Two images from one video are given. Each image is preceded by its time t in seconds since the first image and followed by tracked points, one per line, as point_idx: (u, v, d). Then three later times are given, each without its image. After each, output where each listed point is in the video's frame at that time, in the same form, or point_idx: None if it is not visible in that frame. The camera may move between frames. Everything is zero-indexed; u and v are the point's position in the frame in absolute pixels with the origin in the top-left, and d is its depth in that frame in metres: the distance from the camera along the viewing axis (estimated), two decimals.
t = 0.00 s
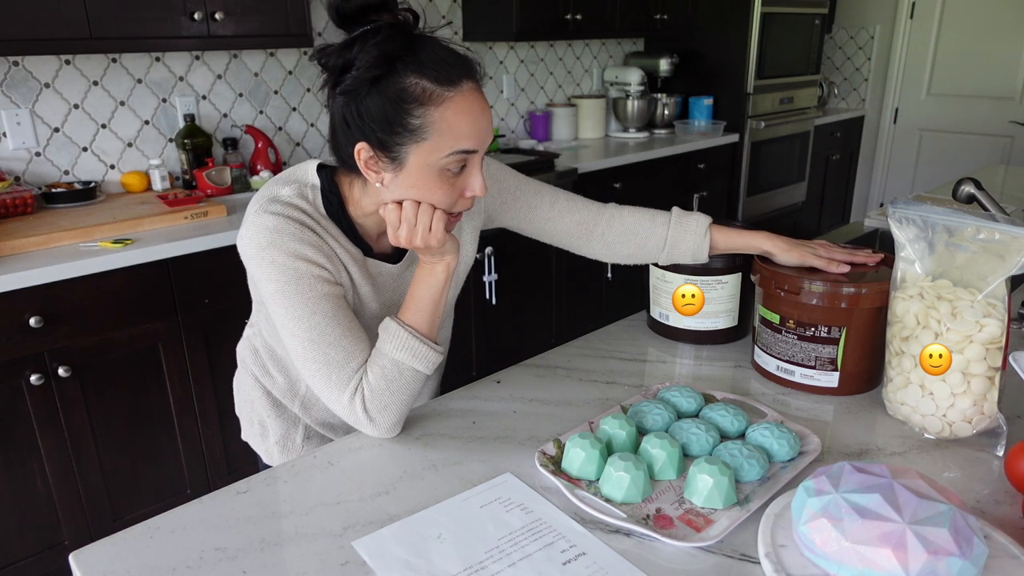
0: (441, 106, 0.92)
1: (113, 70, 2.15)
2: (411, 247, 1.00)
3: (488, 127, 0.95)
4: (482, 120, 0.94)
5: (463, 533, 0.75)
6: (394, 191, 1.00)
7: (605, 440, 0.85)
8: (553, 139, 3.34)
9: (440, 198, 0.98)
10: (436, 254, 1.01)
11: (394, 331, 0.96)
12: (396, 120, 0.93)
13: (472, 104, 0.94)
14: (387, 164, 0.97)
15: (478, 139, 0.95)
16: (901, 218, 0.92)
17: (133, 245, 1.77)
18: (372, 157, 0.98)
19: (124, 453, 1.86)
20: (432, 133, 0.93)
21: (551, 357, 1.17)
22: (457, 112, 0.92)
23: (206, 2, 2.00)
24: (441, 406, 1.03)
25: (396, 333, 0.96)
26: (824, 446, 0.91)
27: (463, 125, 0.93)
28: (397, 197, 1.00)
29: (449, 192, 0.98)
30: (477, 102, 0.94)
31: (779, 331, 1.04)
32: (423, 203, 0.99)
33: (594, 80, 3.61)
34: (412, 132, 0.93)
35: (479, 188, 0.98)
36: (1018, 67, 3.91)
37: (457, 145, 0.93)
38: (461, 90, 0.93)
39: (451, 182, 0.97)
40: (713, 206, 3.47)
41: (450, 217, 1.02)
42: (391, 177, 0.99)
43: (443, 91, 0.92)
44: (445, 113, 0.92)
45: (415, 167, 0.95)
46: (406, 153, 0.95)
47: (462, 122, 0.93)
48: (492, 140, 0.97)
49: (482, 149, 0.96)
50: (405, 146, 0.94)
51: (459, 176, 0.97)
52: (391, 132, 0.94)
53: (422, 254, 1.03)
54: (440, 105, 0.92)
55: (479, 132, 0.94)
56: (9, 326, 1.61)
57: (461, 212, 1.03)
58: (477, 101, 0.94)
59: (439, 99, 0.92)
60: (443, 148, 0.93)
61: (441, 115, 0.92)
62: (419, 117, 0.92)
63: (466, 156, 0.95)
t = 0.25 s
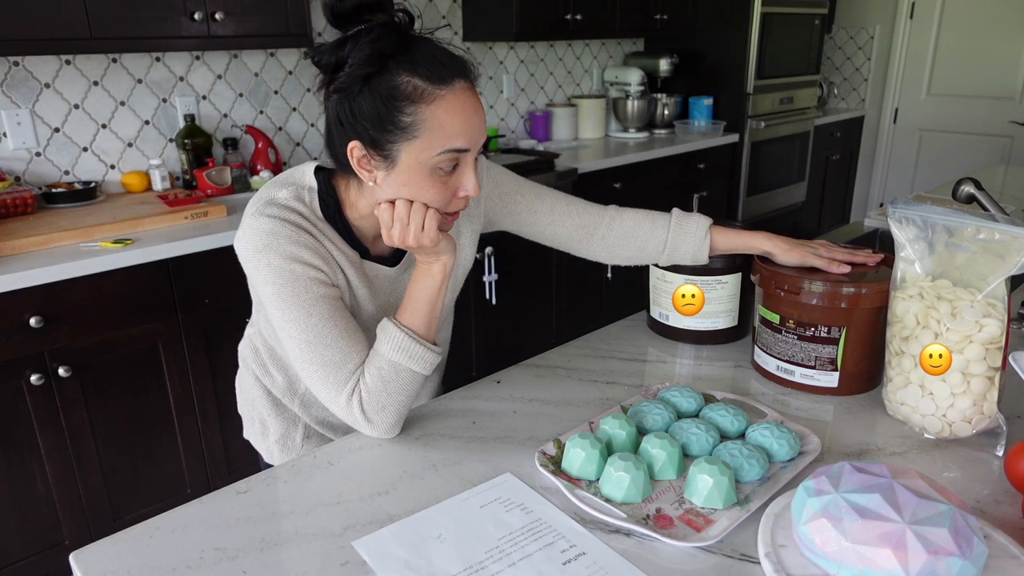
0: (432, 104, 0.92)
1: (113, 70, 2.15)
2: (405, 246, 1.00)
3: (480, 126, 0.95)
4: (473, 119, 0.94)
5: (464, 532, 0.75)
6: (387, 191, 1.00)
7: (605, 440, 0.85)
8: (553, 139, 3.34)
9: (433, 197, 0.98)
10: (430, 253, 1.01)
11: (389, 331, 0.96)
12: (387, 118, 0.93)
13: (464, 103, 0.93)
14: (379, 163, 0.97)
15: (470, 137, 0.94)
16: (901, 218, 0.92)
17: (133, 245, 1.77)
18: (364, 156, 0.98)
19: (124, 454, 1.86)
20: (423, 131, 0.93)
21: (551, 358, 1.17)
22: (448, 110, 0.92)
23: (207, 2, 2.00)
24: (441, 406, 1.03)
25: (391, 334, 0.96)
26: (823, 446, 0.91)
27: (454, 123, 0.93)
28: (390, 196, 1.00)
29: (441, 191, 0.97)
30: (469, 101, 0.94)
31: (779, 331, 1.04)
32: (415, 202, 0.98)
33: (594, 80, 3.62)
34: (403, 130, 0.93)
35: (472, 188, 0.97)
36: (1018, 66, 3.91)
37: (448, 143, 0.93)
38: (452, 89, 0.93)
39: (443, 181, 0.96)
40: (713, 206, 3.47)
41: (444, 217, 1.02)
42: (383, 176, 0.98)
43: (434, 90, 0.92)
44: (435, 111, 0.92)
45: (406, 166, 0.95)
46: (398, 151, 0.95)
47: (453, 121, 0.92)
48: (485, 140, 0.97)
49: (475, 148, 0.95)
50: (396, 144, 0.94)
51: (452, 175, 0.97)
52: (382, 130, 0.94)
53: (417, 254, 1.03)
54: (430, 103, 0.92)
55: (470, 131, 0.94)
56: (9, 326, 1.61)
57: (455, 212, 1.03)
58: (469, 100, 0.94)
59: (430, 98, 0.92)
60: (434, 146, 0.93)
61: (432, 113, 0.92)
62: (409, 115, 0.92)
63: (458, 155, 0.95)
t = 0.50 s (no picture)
0: (431, 104, 0.92)
1: (113, 70, 2.15)
2: (405, 246, 1.00)
3: (478, 125, 0.95)
4: (472, 119, 0.94)
5: (464, 532, 0.75)
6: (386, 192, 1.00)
7: (605, 441, 0.85)
8: (553, 139, 3.34)
9: (432, 197, 0.98)
10: (431, 253, 1.01)
11: (389, 331, 0.96)
12: (386, 119, 0.93)
13: (463, 102, 0.93)
14: (378, 164, 0.97)
15: (469, 137, 0.94)
16: (901, 218, 0.92)
17: (133, 245, 1.77)
18: (363, 157, 0.98)
19: (124, 454, 1.86)
20: (422, 131, 0.93)
21: (551, 358, 1.17)
22: (447, 110, 0.92)
23: (206, 2, 2.00)
24: (441, 406, 1.03)
25: (391, 334, 0.96)
26: (824, 446, 0.91)
27: (452, 123, 0.93)
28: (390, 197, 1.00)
29: (441, 191, 0.97)
30: (468, 101, 0.94)
31: (779, 331, 1.04)
32: (416, 203, 0.98)
33: (594, 80, 3.62)
34: (402, 131, 0.93)
35: (472, 187, 0.97)
36: (1018, 66, 3.91)
37: (448, 144, 0.93)
38: (450, 89, 0.93)
39: (443, 181, 0.96)
40: (713, 206, 3.47)
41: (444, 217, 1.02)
42: (382, 177, 0.98)
43: (432, 90, 0.92)
44: (434, 111, 0.92)
45: (406, 166, 0.95)
46: (397, 152, 0.95)
47: (452, 120, 0.92)
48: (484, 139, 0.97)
49: (474, 147, 0.95)
50: (395, 145, 0.94)
51: (451, 175, 0.97)
52: (381, 131, 0.94)
53: (417, 254, 1.03)
54: (429, 103, 0.92)
55: (469, 131, 0.94)
56: (9, 326, 1.61)
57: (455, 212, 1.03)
58: (467, 100, 0.94)
59: (429, 98, 0.92)
60: (434, 146, 0.93)
61: (431, 114, 0.92)
62: (408, 115, 0.92)
63: (458, 155, 0.95)
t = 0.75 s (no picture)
0: (432, 104, 0.92)
1: (113, 70, 2.15)
2: (404, 247, 1.00)
3: (479, 125, 0.95)
4: (473, 119, 0.94)
5: (464, 532, 0.75)
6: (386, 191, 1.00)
7: (605, 441, 0.85)
8: (553, 139, 3.34)
9: (432, 197, 0.98)
10: (430, 254, 1.01)
11: (389, 331, 0.96)
12: (387, 119, 0.93)
13: (463, 102, 0.93)
14: (378, 163, 0.97)
15: (470, 138, 0.94)
16: (901, 218, 0.92)
17: (134, 245, 1.77)
18: (363, 156, 0.98)
19: (124, 453, 1.86)
20: (423, 131, 0.93)
21: (551, 358, 1.17)
22: (448, 110, 0.92)
23: (206, 2, 2.00)
24: (442, 406, 1.03)
25: (391, 335, 0.96)
26: (824, 446, 0.91)
27: (453, 123, 0.93)
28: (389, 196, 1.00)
29: (441, 192, 0.97)
30: (469, 101, 0.94)
31: (779, 331, 1.04)
32: (415, 203, 0.98)
33: (594, 80, 3.62)
34: (402, 131, 0.93)
35: (472, 188, 0.97)
36: (1017, 66, 3.91)
37: (448, 144, 0.93)
38: (451, 89, 0.93)
39: (443, 181, 0.96)
40: (713, 206, 3.47)
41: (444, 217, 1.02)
42: (382, 176, 0.98)
43: (434, 90, 0.92)
44: (435, 111, 0.92)
45: (406, 166, 0.95)
46: (397, 152, 0.95)
47: (453, 120, 0.92)
48: (485, 140, 0.97)
49: (475, 148, 0.95)
50: (396, 145, 0.94)
51: (451, 176, 0.97)
52: (382, 132, 0.94)
53: (416, 254, 1.03)
54: (430, 103, 0.92)
55: (471, 132, 0.94)
56: (9, 326, 1.61)
57: (455, 212, 1.03)
58: (468, 100, 0.94)
59: (429, 98, 0.92)
60: (434, 146, 0.93)
61: (432, 114, 0.92)
62: (409, 115, 0.92)
63: (458, 156, 0.95)
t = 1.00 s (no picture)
0: (375, 84, 0.91)
1: (113, 70, 2.15)
2: (362, 243, 1.00)
3: (424, 108, 0.91)
4: (417, 101, 0.91)
5: (463, 532, 0.75)
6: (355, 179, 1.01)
7: (605, 441, 0.85)
8: (553, 139, 3.33)
9: (381, 184, 0.95)
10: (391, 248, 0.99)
11: (377, 338, 0.93)
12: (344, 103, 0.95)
13: (409, 84, 0.91)
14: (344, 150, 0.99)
15: (410, 122, 0.91)
16: (901, 218, 0.92)
17: (133, 245, 1.77)
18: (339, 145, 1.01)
19: (124, 454, 1.86)
20: (365, 111, 0.92)
21: (551, 357, 1.17)
22: (389, 91, 0.91)
23: (206, 2, 2.00)
24: (441, 406, 1.03)
25: (379, 341, 0.93)
26: (824, 446, 0.91)
27: (393, 103, 0.91)
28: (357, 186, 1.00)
29: (389, 180, 0.94)
30: (418, 83, 0.91)
31: (779, 331, 1.04)
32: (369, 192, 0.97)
33: (594, 80, 3.62)
34: (353, 113, 0.94)
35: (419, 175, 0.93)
36: (1017, 66, 3.91)
37: (384, 123, 0.91)
38: (401, 72, 0.91)
39: (389, 166, 0.94)
40: (713, 206, 3.48)
41: (403, 209, 0.98)
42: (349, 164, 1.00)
43: (381, 72, 0.91)
44: (377, 92, 0.91)
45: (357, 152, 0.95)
46: (351, 135, 0.95)
47: (392, 100, 0.91)
48: (438, 126, 0.92)
49: (418, 133, 0.92)
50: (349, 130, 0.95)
51: (399, 162, 0.94)
52: (343, 116, 0.96)
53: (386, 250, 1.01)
54: (373, 83, 0.91)
55: (410, 112, 0.91)
56: (9, 326, 1.61)
57: (420, 207, 0.99)
58: (417, 83, 0.91)
59: (374, 79, 0.91)
60: (372, 125, 0.92)
61: (373, 93, 0.91)
62: (357, 99, 0.93)
63: (398, 137, 0.92)
